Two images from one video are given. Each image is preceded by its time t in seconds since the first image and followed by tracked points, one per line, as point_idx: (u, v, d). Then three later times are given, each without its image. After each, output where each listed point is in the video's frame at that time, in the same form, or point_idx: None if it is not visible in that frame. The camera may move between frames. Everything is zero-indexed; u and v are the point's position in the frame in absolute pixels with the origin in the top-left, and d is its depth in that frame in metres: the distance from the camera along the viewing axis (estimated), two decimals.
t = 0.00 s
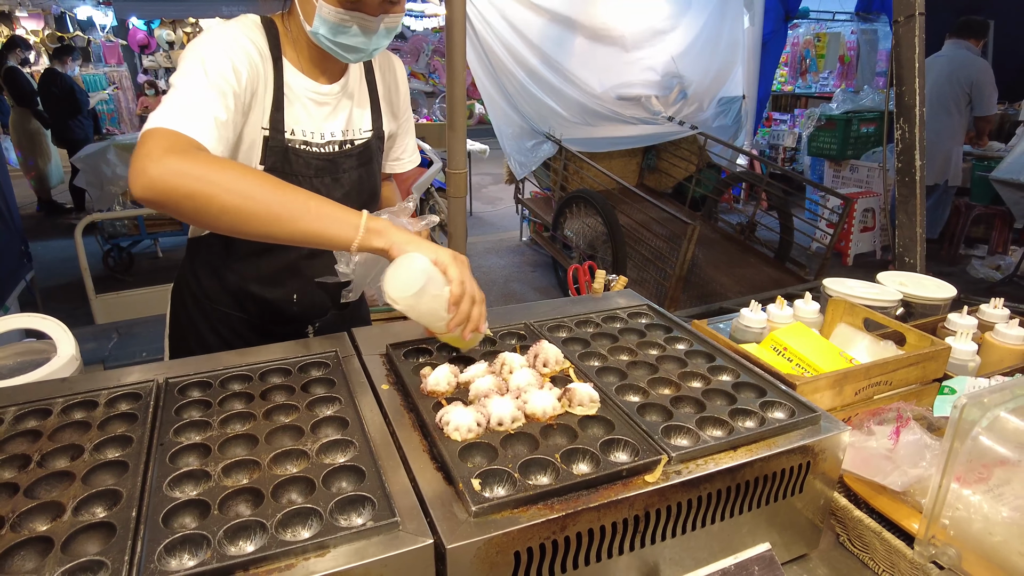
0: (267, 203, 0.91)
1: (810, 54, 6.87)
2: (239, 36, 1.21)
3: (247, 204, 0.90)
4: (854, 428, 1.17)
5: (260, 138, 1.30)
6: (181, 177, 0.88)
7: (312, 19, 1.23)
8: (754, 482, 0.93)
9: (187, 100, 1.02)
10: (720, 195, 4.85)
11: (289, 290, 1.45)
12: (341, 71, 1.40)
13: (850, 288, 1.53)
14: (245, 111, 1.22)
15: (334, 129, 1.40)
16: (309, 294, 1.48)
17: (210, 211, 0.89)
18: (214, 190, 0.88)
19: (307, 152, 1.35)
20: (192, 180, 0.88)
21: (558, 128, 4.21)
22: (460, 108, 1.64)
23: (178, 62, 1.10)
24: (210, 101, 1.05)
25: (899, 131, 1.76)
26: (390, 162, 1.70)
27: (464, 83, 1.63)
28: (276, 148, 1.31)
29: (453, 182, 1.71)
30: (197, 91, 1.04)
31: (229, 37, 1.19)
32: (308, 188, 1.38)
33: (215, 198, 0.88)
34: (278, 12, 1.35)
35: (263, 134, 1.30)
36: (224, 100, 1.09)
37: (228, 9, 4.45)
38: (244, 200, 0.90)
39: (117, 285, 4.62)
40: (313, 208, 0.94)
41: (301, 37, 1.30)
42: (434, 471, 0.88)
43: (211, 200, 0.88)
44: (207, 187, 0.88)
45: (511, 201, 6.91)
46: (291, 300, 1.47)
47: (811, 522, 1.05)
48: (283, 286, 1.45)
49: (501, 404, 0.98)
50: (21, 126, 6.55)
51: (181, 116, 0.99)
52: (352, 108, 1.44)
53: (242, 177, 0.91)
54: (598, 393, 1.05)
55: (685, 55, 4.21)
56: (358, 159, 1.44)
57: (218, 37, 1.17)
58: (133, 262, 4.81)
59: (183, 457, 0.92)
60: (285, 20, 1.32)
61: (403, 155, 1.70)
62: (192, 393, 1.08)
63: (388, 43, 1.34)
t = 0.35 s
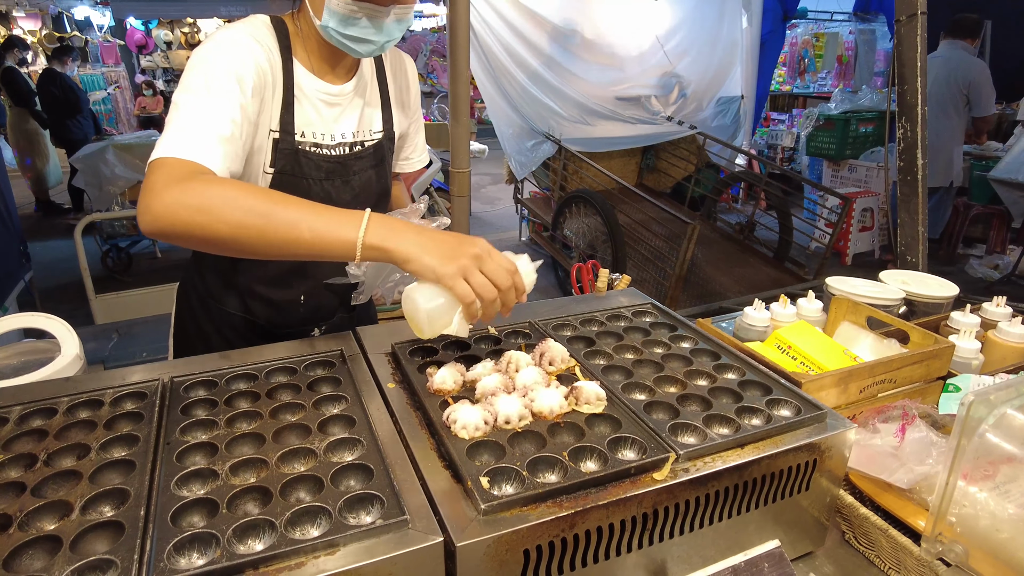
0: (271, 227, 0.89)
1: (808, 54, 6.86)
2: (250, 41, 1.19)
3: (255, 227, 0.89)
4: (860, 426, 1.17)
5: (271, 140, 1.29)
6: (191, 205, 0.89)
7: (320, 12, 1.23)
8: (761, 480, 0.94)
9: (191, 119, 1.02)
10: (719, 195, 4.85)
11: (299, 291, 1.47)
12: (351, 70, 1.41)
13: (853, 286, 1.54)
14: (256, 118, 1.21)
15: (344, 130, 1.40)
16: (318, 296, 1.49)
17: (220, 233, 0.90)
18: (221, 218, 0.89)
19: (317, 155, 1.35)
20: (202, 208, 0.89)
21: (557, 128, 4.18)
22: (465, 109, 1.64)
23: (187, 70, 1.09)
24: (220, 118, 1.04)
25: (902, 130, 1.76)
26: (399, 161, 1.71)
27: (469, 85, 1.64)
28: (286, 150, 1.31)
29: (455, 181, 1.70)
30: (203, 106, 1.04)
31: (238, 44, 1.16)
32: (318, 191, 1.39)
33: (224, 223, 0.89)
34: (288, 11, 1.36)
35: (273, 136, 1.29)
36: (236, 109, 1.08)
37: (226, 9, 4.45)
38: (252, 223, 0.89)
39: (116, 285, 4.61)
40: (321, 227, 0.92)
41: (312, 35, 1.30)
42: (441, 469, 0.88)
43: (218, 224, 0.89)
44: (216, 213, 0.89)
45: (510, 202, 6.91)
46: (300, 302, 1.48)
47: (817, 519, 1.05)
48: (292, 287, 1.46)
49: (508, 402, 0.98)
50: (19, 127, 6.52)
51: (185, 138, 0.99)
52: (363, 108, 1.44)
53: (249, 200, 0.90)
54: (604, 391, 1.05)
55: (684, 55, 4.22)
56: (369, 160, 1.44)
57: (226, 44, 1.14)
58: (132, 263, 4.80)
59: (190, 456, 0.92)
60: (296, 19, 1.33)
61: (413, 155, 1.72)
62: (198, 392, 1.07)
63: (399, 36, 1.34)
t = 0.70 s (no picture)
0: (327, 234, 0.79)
1: (806, 54, 6.86)
2: (295, 54, 1.16)
3: (310, 235, 0.80)
4: (863, 424, 1.17)
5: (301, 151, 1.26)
6: (249, 201, 0.82)
7: (344, 10, 1.22)
8: (765, 478, 0.93)
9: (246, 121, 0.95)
10: (717, 195, 4.86)
11: (311, 294, 1.47)
12: (372, 71, 1.40)
13: (854, 285, 1.54)
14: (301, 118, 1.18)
15: (367, 136, 1.40)
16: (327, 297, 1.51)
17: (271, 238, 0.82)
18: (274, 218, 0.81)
19: (344, 165, 1.35)
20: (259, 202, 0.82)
21: (554, 127, 4.19)
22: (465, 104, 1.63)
23: (234, 67, 1.05)
24: (270, 117, 0.97)
25: (903, 129, 1.76)
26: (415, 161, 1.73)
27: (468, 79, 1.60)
28: (312, 160, 1.28)
29: (457, 180, 1.70)
30: (257, 107, 0.98)
31: (285, 54, 1.13)
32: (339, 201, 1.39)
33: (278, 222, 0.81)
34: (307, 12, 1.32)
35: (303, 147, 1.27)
36: (291, 118, 1.03)
37: (223, 8, 4.43)
38: (308, 231, 0.80)
39: (112, 286, 4.59)
40: (382, 245, 0.79)
41: (336, 37, 1.28)
42: (445, 468, 0.87)
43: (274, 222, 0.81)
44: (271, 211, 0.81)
45: (507, 202, 6.90)
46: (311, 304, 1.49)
47: (821, 518, 1.05)
48: (305, 290, 1.46)
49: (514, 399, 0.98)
50: (14, 127, 6.48)
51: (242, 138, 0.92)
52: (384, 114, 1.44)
53: (311, 202, 0.81)
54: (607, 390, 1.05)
55: (683, 56, 4.26)
56: (388, 167, 1.46)
57: (274, 49, 1.11)
58: (128, 263, 4.78)
59: (191, 456, 0.91)
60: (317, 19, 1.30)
61: (428, 154, 1.74)
62: (199, 392, 1.07)
63: (422, 32, 1.34)
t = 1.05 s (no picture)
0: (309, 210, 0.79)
1: (803, 53, 6.83)
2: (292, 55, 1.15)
3: (280, 209, 0.79)
4: (860, 424, 1.16)
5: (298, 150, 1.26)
6: (227, 170, 0.81)
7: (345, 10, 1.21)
8: (763, 480, 0.92)
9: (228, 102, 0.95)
10: (715, 194, 4.85)
11: (311, 297, 1.47)
12: (376, 69, 1.39)
13: (852, 284, 1.53)
14: (292, 115, 1.18)
15: (369, 136, 1.39)
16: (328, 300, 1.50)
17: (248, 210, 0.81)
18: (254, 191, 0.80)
19: (343, 165, 1.33)
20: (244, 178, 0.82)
21: (551, 126, 4.22)
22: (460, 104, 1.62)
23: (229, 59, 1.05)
24: (259, 107, 0.97)
25: (899, 127, 1.75)
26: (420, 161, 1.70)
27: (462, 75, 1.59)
28: (311, 160, 1.27)
29: (452, 179, 1.68)
30: (243, 91, 0.98)
31: (282, 50, 1.13)
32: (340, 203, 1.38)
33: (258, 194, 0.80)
34: (311, 11, 1.32)
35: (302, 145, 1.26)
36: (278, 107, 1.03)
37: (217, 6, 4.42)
38: (278, 205, 0.79)
39: (106, 287, 4.57)
40: (366, 228, 0.80)
41: (337, 37, 1.28)
42: (438, 471, 0.86)
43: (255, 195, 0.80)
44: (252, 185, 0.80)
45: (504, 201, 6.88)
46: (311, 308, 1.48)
47: (818, 520, 1.04)
48: (306, 293, 1.46)
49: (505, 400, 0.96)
50: (7, 125, 6.51)
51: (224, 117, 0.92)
52: (388, 114, 1.42)
53: (295, 180, 0.81)
54: (603, 391, 1.04)
55: (680, 56, 4.21)
56: (393, 168, 1.44)
57: (272, 45, 1.12)
58: (122, 263, 4.76)
59: (181, 459, 0.90)
60: (319, 19, 1.31)
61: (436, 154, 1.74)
62: (189, 394, 1.06)
63: (425, 35, 1.32)
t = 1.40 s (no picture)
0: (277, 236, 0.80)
1: (799, 52, 6.81)
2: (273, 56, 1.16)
3: (252, 236, 0.79)
4: (854, 425, 1.15)
5: (283, 154, 1.27)
6: (198, 197, 0.82)
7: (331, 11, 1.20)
8: (755, 482, 0.92)
9: (206, 119, 0.96)
10: (711, 194, 4.85)
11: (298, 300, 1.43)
12: (366, 72, 1.39)
13: (845, 284, 1.53)
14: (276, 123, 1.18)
15: (358, 139, 1.39)
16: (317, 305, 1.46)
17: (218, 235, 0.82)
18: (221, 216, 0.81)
19: (329, 170, 1.34)
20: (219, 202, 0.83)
21: (547, 126, 4.20)
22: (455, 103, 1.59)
23: (213, 64, 1.06)
24: (235, 119, 0.99)
25: (894, 127, 1.74)
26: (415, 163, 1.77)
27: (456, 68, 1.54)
28: (295, 164, 1.29)
29: (445, 179, 1.65)
30: (223, 107, 0.99)
31: (265, 55, 1.14)
32: (327, 207, 1.39)
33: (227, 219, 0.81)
34: (299, 13, 1.32)
35: (288, 150, 1.27)
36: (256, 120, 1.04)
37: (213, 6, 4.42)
38: (251, 230, 0.79)
39: (100, 288, 4.55)
40: (332, 253, 0.80)
41: (325, 40, 1.27)
42: (428, 474, 0.86)
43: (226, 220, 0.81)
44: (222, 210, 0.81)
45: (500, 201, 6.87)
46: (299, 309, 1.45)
47: (813, 522, 1.04)
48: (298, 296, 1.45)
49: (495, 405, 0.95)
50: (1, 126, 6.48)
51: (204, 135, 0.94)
52: (377, 118, 1.42)
53: (264, 204, 0.82)
54: (595, 392, 1.03)
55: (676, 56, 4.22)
56: (381, 172, 1.44)
57: (253, 49, 1.13)
58: (117, 264, 4.74)
59: (168, 463, 0.89)
60: (307, 21, 1.30)
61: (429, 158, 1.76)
62: (178, 397, 1.05)
63: (411, 38, 1.31)
